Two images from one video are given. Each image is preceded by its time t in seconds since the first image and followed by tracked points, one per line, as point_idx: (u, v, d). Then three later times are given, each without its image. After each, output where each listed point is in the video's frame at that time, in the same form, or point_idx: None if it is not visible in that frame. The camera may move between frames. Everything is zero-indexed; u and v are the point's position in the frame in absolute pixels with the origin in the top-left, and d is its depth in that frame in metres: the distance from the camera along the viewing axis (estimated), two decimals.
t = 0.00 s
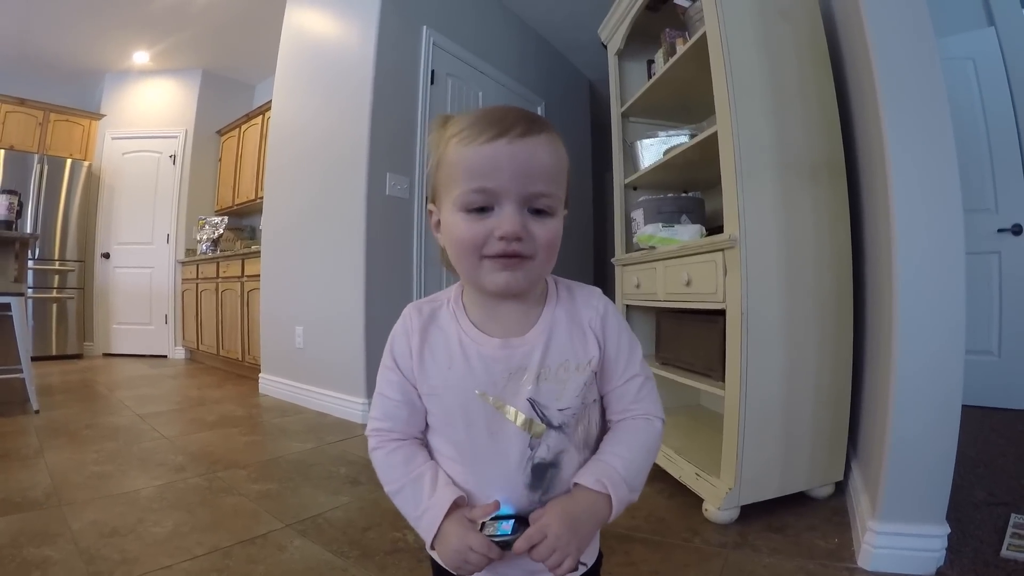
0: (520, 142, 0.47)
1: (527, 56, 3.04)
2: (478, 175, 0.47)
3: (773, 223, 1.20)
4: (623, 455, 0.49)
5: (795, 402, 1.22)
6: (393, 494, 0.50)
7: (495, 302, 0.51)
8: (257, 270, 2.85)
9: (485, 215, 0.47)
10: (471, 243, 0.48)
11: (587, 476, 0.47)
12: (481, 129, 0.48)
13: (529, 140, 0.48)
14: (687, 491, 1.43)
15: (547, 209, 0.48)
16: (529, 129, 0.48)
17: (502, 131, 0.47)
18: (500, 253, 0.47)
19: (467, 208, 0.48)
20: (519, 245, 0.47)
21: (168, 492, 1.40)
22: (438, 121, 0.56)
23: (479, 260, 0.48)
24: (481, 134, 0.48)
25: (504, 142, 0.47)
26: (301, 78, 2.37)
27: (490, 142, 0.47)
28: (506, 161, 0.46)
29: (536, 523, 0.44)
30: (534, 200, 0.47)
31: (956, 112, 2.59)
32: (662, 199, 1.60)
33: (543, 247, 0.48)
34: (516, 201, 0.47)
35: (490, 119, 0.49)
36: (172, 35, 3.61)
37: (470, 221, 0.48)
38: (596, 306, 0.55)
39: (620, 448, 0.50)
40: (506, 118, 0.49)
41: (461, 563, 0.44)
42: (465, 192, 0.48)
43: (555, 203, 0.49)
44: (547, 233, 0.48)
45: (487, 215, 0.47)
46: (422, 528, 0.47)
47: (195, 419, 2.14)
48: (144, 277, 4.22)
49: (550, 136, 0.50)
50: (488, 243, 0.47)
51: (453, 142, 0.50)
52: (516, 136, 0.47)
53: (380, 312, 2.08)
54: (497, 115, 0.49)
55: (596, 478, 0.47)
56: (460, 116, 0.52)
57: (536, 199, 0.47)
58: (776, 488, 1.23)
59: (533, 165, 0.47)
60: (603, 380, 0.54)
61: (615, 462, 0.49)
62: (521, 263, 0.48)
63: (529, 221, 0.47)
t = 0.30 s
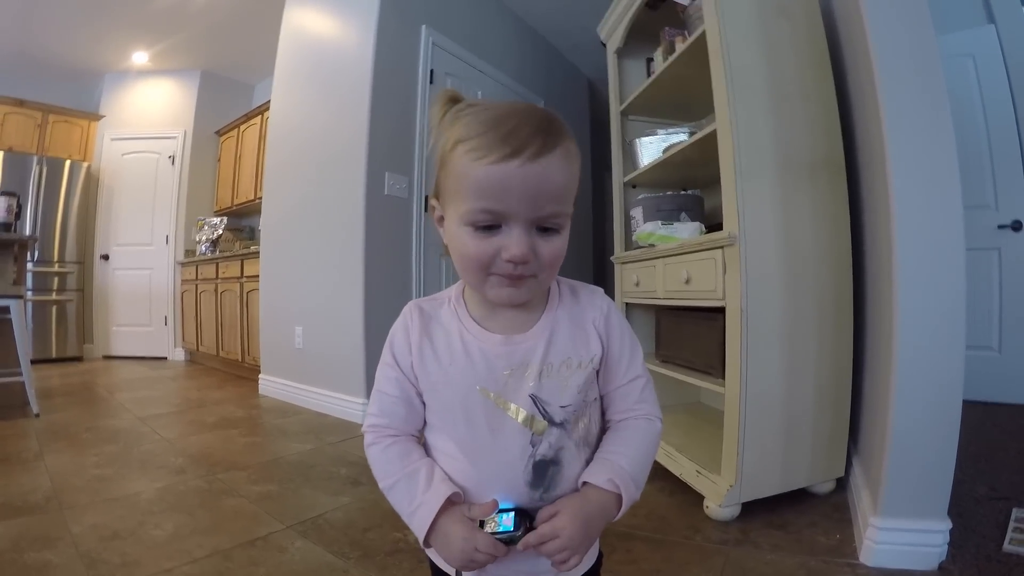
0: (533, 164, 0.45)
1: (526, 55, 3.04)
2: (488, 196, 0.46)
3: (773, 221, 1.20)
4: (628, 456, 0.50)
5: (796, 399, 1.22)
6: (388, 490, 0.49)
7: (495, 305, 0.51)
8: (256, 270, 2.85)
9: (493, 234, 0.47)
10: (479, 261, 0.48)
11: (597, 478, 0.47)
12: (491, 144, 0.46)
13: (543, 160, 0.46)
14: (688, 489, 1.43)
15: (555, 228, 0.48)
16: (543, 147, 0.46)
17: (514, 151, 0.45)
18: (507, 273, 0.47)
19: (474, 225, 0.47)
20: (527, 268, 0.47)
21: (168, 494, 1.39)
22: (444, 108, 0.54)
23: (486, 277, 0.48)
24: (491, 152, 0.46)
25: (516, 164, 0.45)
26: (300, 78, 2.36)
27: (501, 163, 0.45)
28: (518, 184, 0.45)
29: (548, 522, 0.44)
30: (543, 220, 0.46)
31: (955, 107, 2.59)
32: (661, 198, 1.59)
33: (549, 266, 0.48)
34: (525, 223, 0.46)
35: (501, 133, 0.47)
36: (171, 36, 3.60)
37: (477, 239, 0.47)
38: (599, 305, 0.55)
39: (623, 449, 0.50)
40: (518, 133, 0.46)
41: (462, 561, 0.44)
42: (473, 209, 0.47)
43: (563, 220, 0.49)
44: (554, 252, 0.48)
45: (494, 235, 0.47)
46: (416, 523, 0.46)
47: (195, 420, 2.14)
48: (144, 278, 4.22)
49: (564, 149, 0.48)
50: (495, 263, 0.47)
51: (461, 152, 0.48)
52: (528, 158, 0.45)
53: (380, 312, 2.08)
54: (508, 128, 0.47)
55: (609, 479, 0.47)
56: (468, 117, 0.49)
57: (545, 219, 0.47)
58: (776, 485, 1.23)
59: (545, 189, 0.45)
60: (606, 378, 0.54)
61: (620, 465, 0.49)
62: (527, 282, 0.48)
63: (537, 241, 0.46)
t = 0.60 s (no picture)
0: (549, 177, 0.45)
1: (524, 57, 3.04)
2: (501, 204, 0.45)
3: (772, 221, 1.20)
4: (632, 456, 0.50)
5: (797, 400, 1.22)
6: (384, 485, 0.48)
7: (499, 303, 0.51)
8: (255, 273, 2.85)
9: (505, 241, 0.47)
10: (489, 268, 0.47)
11: (607, 476, 0.48)
12: (507, 154, 0.46)
13: (558, 173, 0.46)
14: (690, 490, 1.42)
15: (566, 238, 0.48)
16: (559, 160, 0.46)
17: (531, 163, 0.45)
18: (516, 279, 0.47)
19: (486, 232, 0.47)
20: (537, 276, 0.47)
21: (168, 498, 1.39)
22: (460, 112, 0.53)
23: (495, 282, 0.48)
24: (508, 162, 0.45)
25: (533, 175, 0.45)
26: (297, 81, 2.36)
27: (517, 174, 0.45)
28: (534, 194, 0.45)
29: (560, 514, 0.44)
30: (556, 230, 0.46)
31: (954, 106, 2.59)
32: (660, 198, 1.59)
33: (559, 274, 0.48)
34: (537, 233, 0.46)
35: (518, 143, 0.46)
36: (169, 39, 3.61)
37: (489, 247, 0.47)
38: (603, 309, 0.56)
39: (628, 449, 0.51)
40: (535, 144, 0.46)
41: (465, 551, 0.43)
42: (486, 217, 0.46)
43: (575, 230, 0.49)
44: (564, 261, 0.48)
45: (507, 242, 0.46)
46: (414, 516, 0.45)
47: (194, 424, 2.13)
48: (143, 282, 4.22)
49: (579, 162, 0.48)
50: (505, 270, 0.47)
51: (475, 159, 0.48)
52: (544, 171, 0.45)
53: (379, 314, 2.08)
54: (525, 138, 0.47)
55: (620, 477, 0.48)
56: (485, 123, 0.49)
57: (557, 230, 0.47)
58: (778, 486, 1.22)
59: (559, 201, 0.45)
60: (608, 378, 0.54)
61: (626, 465, 0.49)
62: (536, 288, 0.48)
63: (548, 250, 0.46)
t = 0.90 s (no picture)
0: (547, 165, 0.45)
1: (519, 54, 3.03)
2: (498, 190, 0.45)
3: (768, 217, 1.20)
4: (623, 447, 0.50)
5: (793, 396, 1.22)
6: (369, 475, 0.48)
7: (488, 294, 0.51)
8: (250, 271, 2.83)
9: (499, 226, 0.46)
10: (481, 253, 0.47)
11: (597, 468, 0.47)
12: (508, 139, 0.46)
13: (557, 162, 0.45)
14: (685, 487, 1.42)
15: (560, 228, 0.47)
16: (559, 149, 0.46)
17: (530, 150, 0.45)
18: (508, 266, 0.47)
19: (481, 217, 0.46)
20: (528, 263, 0.46)
21: (162, 496, 1.38)
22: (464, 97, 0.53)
23: (486, 268, 0.48)
24: (508, 148, 0.45)
25: (532, 161, 0.44)
26: (292, 77, 2.35)
27: (516, 159, 0.45)
28: (531, 181, 0.44)
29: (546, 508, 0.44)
30: (549, 219, 0.46)
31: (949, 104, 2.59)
32: (655, 195, 1.59)
33: (550, 263, 0.48)
34: (531, 221, 0.46)
35: (519, 130, 0.46)
36: (163, 36, 3.59)
37: (483, 231, 0.46)
38: (593, 302, 0.56)
39: (617, 440, 0.50)
40: (536, 133, 0.46)
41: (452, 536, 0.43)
42: (482, 201, 0.46)
43: (569, 222, 0.48)
44: (556, 251, 0.48)
45: (501, 228, 0.46)
46: (397, 504, 0.45)
47: (189, 422, 2.12)
48: (136, 280, 4.19)
49: (577, 154, 0.48)
50: (498, 256, 0.47)
51: (476, 143, 0.47)
52: (543, 157, 0.44)
53: (374, 311, 2.07)
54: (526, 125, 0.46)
55: (609, 469, 0.47)
56: (488, 109, 0.49)
57: (552, 219, 0.46)
58: (774, 483, 1.22)
59: (556, 189, 0.45)
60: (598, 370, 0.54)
61: (617, 456, 0.49)
62: (526, 277, 0.48)
63: (541, 239, 0.46)
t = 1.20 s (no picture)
0: (541, 165, 0.44)
1: (527, 56, 3.03)
2: (491, 192, 0.45)
3: (776, 225, 1.19)
4: (625, 451, 0.49)
5: (798, 405, 1.21)
6: (371, 483, 0.48)
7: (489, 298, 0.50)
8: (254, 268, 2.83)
9: (494, 229, 0.46)
10: (478, 256, 0.47)
11: (598, 471, 0.46)
12: (502, 140, 0.45)
13: (551, 161, 0.45)
14: (687, 494, 1.42)
15: (557, 229, 0.47)
16: (553, 149, 0.45)
17: (523, 150, 0.44)
18: (505, 268, 0.46)
19: (477, 220, 0.46)
20: (525, 265, 0.46)
21: (161, 492, 1.38)
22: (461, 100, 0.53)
23: (484, 271, 0.47)
24: (501, 149, 0.45)
25: (524, 162, 0.44)
26: (300, 76, 2.36)
27: (509, 159, 0.44)
28: (524, 182, 0.44)
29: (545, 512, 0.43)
30: (546, 220, 0.45)
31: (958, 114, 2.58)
32: (662, 200, 1.59)
33: (549, 265, 0.47)
34: (527, 222, 0.45)
35: (513, 130, 0.45)
36: (172, 32, 3.59)
37: (478, 234, 0.46)
38: (598, 302, 0.55)
39: (621, 443, 0.50)
40: (530, 133, 0.45)
41: (450, 546, 0.43)
42: (477, 203, 0.46)
43: (567, 222, 0.48)
44: (554, 253, 0.47)
45: (496, 231, 0.46)
46: (394, 515, 0.44)
47: (190, 418, 2.12)
48: (141, 274, 4.20)
49: (573, 153, 0.47)
50: (493, 258, 0.46)
51: (471, 145, 0.47)
52: (536, 157, 0.44)
53: (378, 311, 2.06)
54: (520, 126, 0.46)
55: (610, 472, 0.46)
56: (483, 111, 0.48)
57: (548, 220, 0.45)
58: (777, 492, 1.22)
59: (551, 189, 0.44)
60: (602, 371, 0.53)
61: (618, 460, 0.48)
62: (525, 278, 0.47)
63: (537, 241, 0.46)
